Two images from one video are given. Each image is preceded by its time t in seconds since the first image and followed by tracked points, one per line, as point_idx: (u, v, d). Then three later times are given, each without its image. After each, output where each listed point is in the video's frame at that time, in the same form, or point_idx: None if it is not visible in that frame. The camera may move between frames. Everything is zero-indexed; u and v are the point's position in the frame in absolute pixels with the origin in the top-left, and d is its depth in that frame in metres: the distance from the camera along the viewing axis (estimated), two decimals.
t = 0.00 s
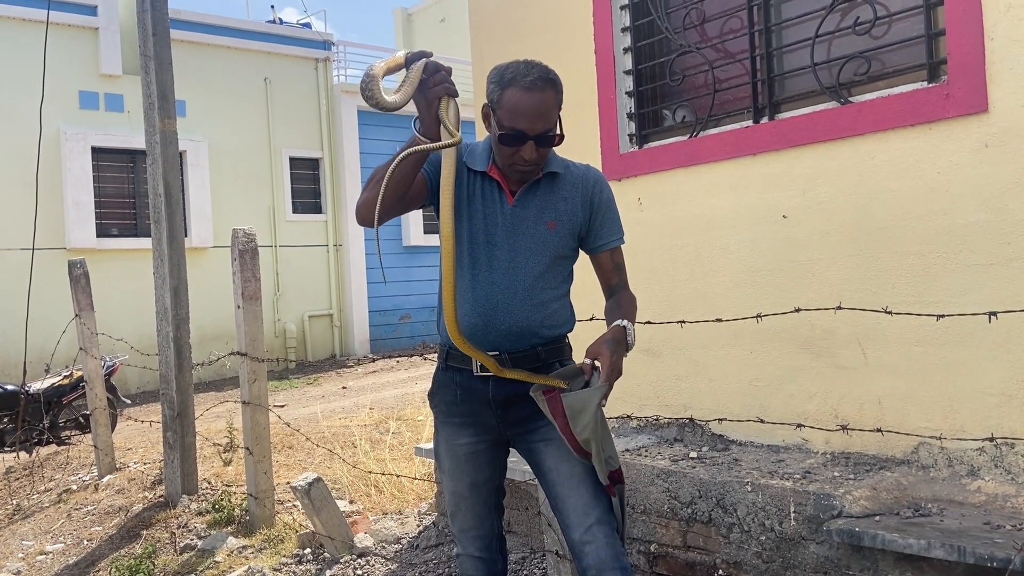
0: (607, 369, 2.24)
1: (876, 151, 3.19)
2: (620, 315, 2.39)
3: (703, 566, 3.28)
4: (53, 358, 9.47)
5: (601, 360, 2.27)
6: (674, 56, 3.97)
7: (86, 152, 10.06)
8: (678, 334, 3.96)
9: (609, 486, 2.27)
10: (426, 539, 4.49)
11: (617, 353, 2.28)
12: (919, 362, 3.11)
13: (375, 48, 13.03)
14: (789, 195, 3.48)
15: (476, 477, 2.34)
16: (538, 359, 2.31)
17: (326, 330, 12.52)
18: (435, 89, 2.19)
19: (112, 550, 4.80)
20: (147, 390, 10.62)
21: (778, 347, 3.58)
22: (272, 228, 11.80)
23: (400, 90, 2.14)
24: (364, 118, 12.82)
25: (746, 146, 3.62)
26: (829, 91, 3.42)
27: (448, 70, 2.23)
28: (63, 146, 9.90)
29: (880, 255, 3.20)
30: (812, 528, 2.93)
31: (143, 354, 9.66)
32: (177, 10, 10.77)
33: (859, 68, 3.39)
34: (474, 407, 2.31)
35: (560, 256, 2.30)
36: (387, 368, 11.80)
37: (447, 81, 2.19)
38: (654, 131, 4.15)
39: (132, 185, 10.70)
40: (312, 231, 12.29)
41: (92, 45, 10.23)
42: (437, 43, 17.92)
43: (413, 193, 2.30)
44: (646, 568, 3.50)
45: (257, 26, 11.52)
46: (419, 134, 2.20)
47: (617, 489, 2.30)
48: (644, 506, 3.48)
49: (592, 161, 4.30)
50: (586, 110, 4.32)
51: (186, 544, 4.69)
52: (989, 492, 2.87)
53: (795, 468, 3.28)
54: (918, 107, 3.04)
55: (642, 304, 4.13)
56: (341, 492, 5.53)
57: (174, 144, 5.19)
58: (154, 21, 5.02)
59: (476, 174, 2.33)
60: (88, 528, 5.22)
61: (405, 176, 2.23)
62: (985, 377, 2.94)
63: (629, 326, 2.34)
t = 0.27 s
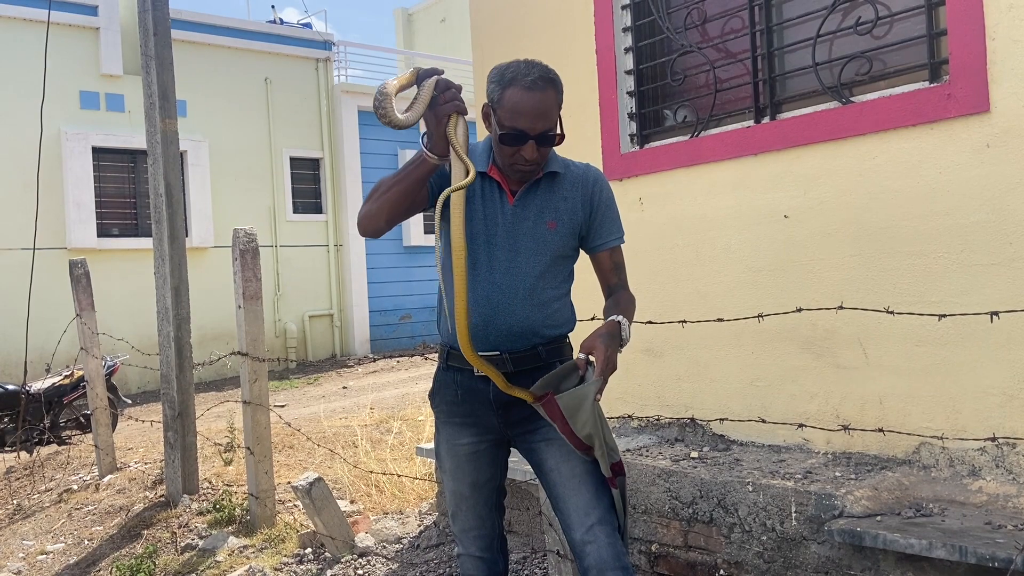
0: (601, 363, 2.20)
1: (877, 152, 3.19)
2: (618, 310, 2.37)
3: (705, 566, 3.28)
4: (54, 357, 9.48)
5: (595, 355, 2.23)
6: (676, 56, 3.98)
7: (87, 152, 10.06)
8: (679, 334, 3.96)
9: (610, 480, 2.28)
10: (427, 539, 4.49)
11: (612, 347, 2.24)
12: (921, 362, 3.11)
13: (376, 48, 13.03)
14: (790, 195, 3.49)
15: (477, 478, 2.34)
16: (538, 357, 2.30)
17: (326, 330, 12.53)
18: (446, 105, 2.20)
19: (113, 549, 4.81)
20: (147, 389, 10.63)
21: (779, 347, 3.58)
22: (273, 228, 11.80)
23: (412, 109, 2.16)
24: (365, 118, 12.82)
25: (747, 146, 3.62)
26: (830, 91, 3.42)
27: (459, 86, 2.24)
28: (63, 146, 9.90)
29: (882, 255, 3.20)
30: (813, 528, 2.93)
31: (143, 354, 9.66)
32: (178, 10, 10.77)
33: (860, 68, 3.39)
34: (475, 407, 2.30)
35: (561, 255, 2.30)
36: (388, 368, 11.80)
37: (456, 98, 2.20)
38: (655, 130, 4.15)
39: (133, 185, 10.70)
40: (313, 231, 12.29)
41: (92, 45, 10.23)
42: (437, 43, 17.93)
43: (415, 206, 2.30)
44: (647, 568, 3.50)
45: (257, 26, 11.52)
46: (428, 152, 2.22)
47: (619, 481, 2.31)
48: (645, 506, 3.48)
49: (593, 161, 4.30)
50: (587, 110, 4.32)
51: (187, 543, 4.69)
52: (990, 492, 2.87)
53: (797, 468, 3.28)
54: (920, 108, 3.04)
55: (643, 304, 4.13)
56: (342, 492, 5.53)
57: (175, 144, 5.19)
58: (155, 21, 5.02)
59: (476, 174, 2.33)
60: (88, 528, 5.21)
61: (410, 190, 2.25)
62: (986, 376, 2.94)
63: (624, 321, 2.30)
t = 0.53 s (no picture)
0: (595, 362, 2.22)
1: (879, 151, 3.19)
2: (614, 311, 2.38)
3: (706, 565, 3.27)
4: (55, 357, 9.48)
5: (590, 355, 2.25)
6: (677, 56, 3.97)
7: (87, 152, 10.06)
8: (680, 333, 3.96)
9: (608, 479, 2.27)
10: (428, 538, 4.48)
11: (607, 347, 2.26)
12: (923, 361, 3.10)
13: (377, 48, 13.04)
14: (791, 194, 3.48)
15: (478, 477, 2.34)
16: (538, 355, 2.29)
17: (327, 330, 12.53)
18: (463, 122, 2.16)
19: (114, 549, 4.81)
20: (148, 389, 10.63)
21: (781, 347, 3.57)
22: (274, 228, 11.80)
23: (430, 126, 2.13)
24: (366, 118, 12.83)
25: (749, 146, 3.62)
26: (832, 90, 3.42)
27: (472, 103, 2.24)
28: (64, 146, 9.90)
29: (883, 254, 3.20)
30: (814, 528, 2.93)
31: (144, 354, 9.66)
32: (179, 9, 10.77)
33: (862, 67, 3.39)
34: (476, 407, 2.30)
35: (561, 254, 2.30)
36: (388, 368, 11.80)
37: (473, 113, 2.18)
38: (657, 130, 4.14)
39: (134, 184, 10.70)
40: (314, 230, 12.29)
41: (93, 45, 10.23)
42: (438, 43, 17.93)
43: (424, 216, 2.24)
44: (648, 568, 3.50)
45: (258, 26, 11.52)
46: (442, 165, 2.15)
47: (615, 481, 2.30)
48: (645, 505, 3.48)
49: (595, 160, 4.30)
50: (588, 109, 4.32)
51: (188, 543, 4.69)
52: (992, 492, 2.86)
53: (798, 468, 3.28)
54: (921, 107, 3.04)
55: (645, 303, 4.12)
56: (343, 491, 5.53)
57: (176, 143, 5.19)
58: (155, 20, 5.02)
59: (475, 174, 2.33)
60: (89, 528, 5.21)
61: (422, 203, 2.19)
62: (988, 376, 2.93)
63: (619, 322, 2.32)
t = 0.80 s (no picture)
0: (591, 362, 2.23)
1: (881, 150, 3.19)
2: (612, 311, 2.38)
3: (707, 565, 3.27)
4: (56, 357, 9.48)
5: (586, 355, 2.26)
6: (679, 55, 3.97)
7: (89, 151, 10.07)
8: (682, 333, 3.96)
9: (608, 479, 2.27)
10: (430, 538, 4.48)
11: (602, 346, 2.27)
12: (925, 361, 3.10)
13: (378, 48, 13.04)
14: (793, 194, 3.48)
15: (479, 477, 2.34)
16: (540, 356, 2.29)
17: (328, 330, 12.54)
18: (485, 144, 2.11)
19: (116, 548, 4.81)
20: (150, 389, 10.64)
21: (783, 346, 3.57)
22: (275, 227, 11.81)
23: (454, 150, 2.08)
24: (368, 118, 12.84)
25: (751, 146, 3.62)
26: (834, 90, 3.42)
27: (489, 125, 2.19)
28: (65, 146, 9.90)
29: (885, 253, 3.20)
30: (817, 527, 2.93)
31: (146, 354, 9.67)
32: (181, 9, 10.78)
33: (864, 67, 3.38)
34: (477, 407, 2.30)
35: (562, 254, 2.30)
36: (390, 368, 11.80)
37: (492, 136, 2.13)
38: (658, 129, 4.14)
39: (135, 184, 10.70)
40: (315, 230, 12.30)
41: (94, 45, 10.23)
42: (439, 43, 17.92)
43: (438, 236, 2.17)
44: (650, 567, 3.50)
45: (259, 26, 11.53)
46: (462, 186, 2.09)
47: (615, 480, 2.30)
48: (647, 505, 3.48)
49: (596, 160, 4.30)
50: (590, 109, 4.32)
51: (190, 543, 4.69)
52: (995, 491, 2.86)
53: (800, 468, 3.28)
54: (924, 107, 3.04)
55: (647, 303, 4.12)
56: (345, 491, 5.54)
57: (178, 143, 5.19)
58: (157, 20, 5.02)
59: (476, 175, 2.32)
60: (91, 527, 5.21)
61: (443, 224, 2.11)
62: (991, 376, 2.93)
63: (616, 322, 2.32)
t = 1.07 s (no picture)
0: (588, 367, 2.21)
1: (882, 150, 3.19)
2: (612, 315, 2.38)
3: (709, 566, 3.27)
4: (58, 357, 9.50)
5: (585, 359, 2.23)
6: (680, 56, 3.97)
7: (91, 152, 10.08)
8: (683, 334, 3.96)
9: (607, 481, 2.26)
10: (432, 538, 4.48)
11: (601, 351, 2.25)
12: (927, 361, 3.10)
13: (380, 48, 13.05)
14: (795, 194, 3.48)
15: (481, 477, 2.34)
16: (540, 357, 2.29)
17: (330, 330, 12.54)
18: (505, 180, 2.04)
19: (118, 548, 4.81)
20: (152, 389, 10.65)
21: (785, 346, 3.57)
22: (277, 227, 11.82)
23: (476, 192, 2.02)
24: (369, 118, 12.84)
25: (753, 146, 3.62)
26: (836, 90, 3.42)
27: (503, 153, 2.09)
28: (67, 146, 9.92)
29: (888, 253, 3.20)
30: (819, 528, 2.93)
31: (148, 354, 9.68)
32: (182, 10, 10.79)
33: (866, 67, 3.38)
34: (478, 407, 2.30)
35: (563, 255, 2.31)
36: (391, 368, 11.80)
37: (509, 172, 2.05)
38: (660, 130, 4.14)
39: (137, 185, 10.71)
40: (317, 230, 12.30)
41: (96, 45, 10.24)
42: (440, 43, 17.93)
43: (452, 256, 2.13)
44: (652, 567, 3.50)
45: (261, 26, 11.53)
46: (477, 216, 2.02)
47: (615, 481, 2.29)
48: (649, 505, 3.48)
49: (598, 161, 4.30)
50: (591, 109, 4.32)
51: (192, 543, 4.70)
52: (997, 492, 2.86)
53: (802, 468, 3.28)
54: (926, 107, 3.04)
55: (649, 303, 4.12)
56: (347, 491, 5.54)
57: (180, 143, 5.19)
58: (159, 21, 5.03)
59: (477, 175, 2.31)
60: (93, 527, 5.22)
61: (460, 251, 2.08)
62: (993, 376, 2.93)
63: (613, 327, 2.32)
